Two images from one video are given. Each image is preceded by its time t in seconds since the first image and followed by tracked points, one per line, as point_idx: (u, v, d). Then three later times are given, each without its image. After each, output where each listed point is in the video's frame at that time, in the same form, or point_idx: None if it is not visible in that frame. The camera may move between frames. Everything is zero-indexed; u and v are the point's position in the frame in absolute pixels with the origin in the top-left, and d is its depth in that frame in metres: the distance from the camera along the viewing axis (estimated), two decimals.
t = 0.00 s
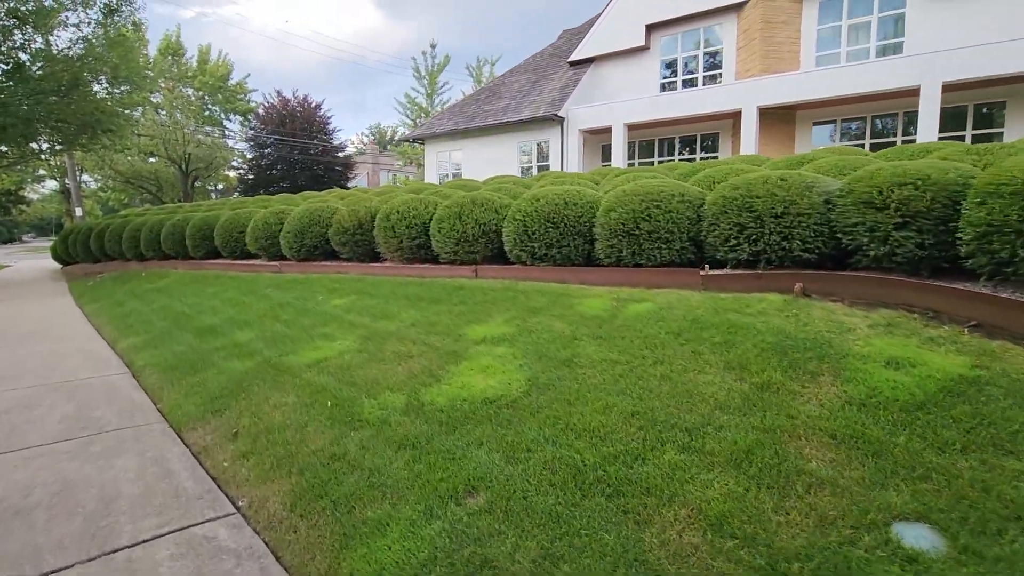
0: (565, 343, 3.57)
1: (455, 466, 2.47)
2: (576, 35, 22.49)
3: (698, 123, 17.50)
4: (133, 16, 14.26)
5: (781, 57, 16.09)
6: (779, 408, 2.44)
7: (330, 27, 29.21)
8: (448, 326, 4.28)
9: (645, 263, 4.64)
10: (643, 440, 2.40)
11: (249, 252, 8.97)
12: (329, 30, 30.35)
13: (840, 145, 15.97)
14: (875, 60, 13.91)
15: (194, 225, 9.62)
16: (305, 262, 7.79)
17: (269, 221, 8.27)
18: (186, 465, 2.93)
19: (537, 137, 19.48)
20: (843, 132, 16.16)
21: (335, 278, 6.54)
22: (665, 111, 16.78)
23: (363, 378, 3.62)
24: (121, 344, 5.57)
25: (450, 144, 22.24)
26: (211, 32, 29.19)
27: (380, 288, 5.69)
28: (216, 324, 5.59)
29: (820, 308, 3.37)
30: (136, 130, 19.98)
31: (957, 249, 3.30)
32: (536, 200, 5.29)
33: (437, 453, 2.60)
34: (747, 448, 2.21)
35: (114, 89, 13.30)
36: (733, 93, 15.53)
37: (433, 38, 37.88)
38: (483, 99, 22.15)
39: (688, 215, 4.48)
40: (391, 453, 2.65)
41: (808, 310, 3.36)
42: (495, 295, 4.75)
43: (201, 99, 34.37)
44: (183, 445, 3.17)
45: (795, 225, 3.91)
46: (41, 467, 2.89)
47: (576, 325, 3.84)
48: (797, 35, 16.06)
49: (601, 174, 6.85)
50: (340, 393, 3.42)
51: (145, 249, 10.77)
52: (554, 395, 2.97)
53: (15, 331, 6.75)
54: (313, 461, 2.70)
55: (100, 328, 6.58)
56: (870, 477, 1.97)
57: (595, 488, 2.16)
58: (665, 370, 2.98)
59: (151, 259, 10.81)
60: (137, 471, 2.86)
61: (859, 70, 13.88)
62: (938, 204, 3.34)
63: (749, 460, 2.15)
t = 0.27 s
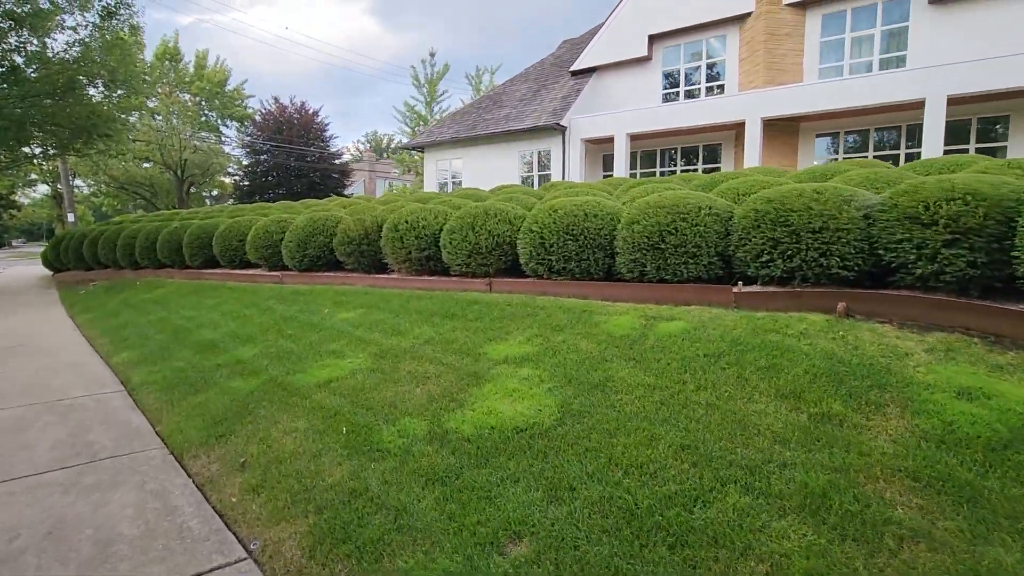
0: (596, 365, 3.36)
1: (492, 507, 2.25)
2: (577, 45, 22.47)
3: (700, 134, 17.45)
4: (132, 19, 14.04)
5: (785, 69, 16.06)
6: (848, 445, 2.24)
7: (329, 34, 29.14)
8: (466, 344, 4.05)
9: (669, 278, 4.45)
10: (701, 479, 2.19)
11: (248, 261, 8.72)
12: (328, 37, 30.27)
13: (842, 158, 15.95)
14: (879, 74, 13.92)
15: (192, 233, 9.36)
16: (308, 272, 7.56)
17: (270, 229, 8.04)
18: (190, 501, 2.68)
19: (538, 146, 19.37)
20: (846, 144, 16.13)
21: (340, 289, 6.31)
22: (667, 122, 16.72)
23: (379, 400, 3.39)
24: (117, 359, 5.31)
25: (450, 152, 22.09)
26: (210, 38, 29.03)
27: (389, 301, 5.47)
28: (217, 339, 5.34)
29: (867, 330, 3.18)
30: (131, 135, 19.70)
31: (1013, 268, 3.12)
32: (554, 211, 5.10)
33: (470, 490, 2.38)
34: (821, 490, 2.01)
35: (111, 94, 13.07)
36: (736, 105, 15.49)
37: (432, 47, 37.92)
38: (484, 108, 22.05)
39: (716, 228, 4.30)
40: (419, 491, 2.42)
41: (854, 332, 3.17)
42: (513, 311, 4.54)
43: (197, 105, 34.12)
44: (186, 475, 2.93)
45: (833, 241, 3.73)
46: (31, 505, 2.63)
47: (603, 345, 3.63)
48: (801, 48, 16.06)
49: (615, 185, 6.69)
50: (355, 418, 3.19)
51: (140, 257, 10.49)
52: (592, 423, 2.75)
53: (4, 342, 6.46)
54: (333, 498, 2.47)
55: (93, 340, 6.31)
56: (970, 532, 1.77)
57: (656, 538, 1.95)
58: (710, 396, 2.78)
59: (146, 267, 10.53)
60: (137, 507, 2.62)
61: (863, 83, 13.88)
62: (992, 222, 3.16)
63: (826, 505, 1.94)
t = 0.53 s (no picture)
0: (632, 385, 3.13)
1: (536, 549, 2.01)
2: (584, 53, 22.40)
3: (709, 143, 17.30)
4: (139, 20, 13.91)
5: (796, 79, 16.02)
6: (935, 485, 2.01)
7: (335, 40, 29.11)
8: (488, 359, 3.83)
9: (700, 292, 4.24)
10: (772, 521, 1.96)
11: (253, 267, 8.50)
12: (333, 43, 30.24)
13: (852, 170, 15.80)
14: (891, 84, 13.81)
15: (196, 237, 9.15)
16: (315, 278, 7.35)
17: (277, 234, 7.83)
18: (196, 532, 2.44)
19: (545, 154, 19.22)
20: (857, 155, 15.98)
21: (349, 298, 6.09)
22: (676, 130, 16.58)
23: (399, 420, 3.16)
24: (117, 367, 5.08)
25: (455, 158, 21.93)
26: (215, 41, 28.98)
27: (402, 311, 5.24)
28: (221, 348, 5.11)
29: (926, 352, 2.96)
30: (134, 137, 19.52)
31: None
32: (576, 219, 4.90)
33: (508, 528, 2.15)
34: (915, 539, 1.78)
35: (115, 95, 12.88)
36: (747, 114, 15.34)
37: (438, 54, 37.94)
38: (490, 115, 21.92)
39: (751, 239, 4.09)
40: (451, 528, 2.18)
41: (913, 354, 2.94)
42: (535, 324, 4.32)
43: (201, 108, 34.02)
44: (190, 501, 2.69)
45: (880, 255, 3.52)
46: (21, 534, 2.39)
47: (637, 363, 3.40)
48: (811, 58, 15.94)
49: (634, 194, 6.48)
50: (374, 440, 2.95)
51: (141, 260, 10.26)
52: (636, 451, 2.52)
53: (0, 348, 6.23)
54: (355, 534, 2.23)
55: (93, 347, 6.08)
56: None
57: None
58: (765, 423, 2.55)
59: (148, 270, 10.30)
60: (136, 538, 2.38)
61: (876, 94, 13.75)
62: None
63: (924, 558, 1.71)
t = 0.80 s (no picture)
0: (674, 407, 2.89)
1: None
2: (592, 58, 22.25)
3: (719, 149, 17.10)
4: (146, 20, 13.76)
5: (809, 85, 15.77)
6: None
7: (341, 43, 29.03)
8: (513, 374, 3.60)
9: (736, 304, 4.00)
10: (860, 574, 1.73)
11: (258, 271, 8.28)
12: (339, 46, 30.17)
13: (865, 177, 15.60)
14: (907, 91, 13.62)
15: (200, 239, 8.93)
16: (322, 284, 7.13)
17: (283, 238, 7.61)
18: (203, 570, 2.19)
19: (552, 158, 19.02)
20: (870, 162, 15.76)
21: (360, 305, 5.86)
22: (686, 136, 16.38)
23: (422, 440, 2.93)
24: (116, 376, 4.83)
25: (461, 162, 21.74)
26: (221, 43, 28.88)
27: (416, 320, 5.01)
28: (226, 357, 4.87)
29: (996, 375, 2.73)
30: (139, 138, 19.34)
31: None
32: (601, 225, 4.67)
33: (556, 573, 1.91)
34: None
35: (119, 95, 12.71)
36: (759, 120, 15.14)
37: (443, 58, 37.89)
38: (496, 118, 21.75)
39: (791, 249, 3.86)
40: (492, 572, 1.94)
41: (983, 376, 2.71)
42: (561, 337, 4.09)
43: (205, 110, 33.89)
44: (196, 531, 2.45)
45: (936, 268, 3.29)
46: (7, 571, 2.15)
47: (677, 382, 3.16)
48: (824, 64, 15.75)
49: (654, 201, 6.28)
50: (396, 464, 2.71)
51: (144, 262, 10.05)
52: (690, 485, 2.28)
53: None
54: None
55: (92, 353, 5.84)
56: None
57: None
58: (832, 453, 2.31)
59: (150, 273, 10.09)
60: (135, 575, 2.14)
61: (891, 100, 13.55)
62: None
63: None
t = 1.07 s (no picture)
0: (728, 421, 2.68)
1: None
2: (600, 56, 22.04)
3: (731, 148, 16.86)
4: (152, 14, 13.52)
5: (823, 83, 15.52)
6: None
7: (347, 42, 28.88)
8: (545, 383, 3.39)
9: (778, 309, 3.79)
10: None
11: (268, 270, 8.09)
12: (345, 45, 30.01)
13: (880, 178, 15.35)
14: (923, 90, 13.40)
15: (208, 238, 8.74)
16: (334, 284, 6.93)
17: (294, 237, 7.42)
18: None
19: (561, 158, 18.79)
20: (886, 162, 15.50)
21: (375, 306, 5.66)
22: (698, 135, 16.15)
23: (455, 456, 2.72)
24: (124, 380, 4.64)
25: (468, 161, 21.53)
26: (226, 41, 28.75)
27: (435, 323, 4.80)
28: (238, 361, 4.67)
29: None
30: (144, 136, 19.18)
31: None
32: (631, 225, 4.47)
33: None
34: None
35: (124, 91, 12.52)
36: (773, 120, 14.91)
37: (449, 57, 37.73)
38: (504, 117, 21.55)
39: (838, 251, 3.65)
40: None
41: None
42: (592, 343, 3.88)
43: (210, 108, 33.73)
44: (215, 556, 2.25)
45: (1002, 271, 3.08)
46: None
47: (726, 394, 2.94)
48: (839, 63, 15.50)
49: (678, 202, 6.06)
50: (430, 483, 2.50)
51: (149, 262, 9.87)
52: (760, 511, 2.07)
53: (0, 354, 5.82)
54: None
55: (99, 356, 5.65)
56: None
57: None
58: (916, 479, 2.10)
59: (156, 272, 9.91)
60: None
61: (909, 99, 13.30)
62: None
63: None
